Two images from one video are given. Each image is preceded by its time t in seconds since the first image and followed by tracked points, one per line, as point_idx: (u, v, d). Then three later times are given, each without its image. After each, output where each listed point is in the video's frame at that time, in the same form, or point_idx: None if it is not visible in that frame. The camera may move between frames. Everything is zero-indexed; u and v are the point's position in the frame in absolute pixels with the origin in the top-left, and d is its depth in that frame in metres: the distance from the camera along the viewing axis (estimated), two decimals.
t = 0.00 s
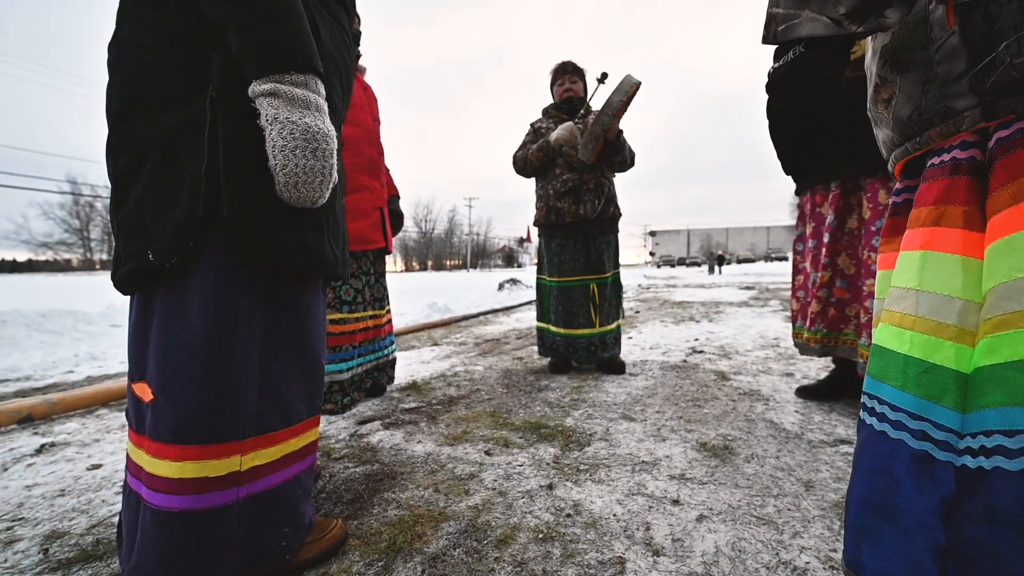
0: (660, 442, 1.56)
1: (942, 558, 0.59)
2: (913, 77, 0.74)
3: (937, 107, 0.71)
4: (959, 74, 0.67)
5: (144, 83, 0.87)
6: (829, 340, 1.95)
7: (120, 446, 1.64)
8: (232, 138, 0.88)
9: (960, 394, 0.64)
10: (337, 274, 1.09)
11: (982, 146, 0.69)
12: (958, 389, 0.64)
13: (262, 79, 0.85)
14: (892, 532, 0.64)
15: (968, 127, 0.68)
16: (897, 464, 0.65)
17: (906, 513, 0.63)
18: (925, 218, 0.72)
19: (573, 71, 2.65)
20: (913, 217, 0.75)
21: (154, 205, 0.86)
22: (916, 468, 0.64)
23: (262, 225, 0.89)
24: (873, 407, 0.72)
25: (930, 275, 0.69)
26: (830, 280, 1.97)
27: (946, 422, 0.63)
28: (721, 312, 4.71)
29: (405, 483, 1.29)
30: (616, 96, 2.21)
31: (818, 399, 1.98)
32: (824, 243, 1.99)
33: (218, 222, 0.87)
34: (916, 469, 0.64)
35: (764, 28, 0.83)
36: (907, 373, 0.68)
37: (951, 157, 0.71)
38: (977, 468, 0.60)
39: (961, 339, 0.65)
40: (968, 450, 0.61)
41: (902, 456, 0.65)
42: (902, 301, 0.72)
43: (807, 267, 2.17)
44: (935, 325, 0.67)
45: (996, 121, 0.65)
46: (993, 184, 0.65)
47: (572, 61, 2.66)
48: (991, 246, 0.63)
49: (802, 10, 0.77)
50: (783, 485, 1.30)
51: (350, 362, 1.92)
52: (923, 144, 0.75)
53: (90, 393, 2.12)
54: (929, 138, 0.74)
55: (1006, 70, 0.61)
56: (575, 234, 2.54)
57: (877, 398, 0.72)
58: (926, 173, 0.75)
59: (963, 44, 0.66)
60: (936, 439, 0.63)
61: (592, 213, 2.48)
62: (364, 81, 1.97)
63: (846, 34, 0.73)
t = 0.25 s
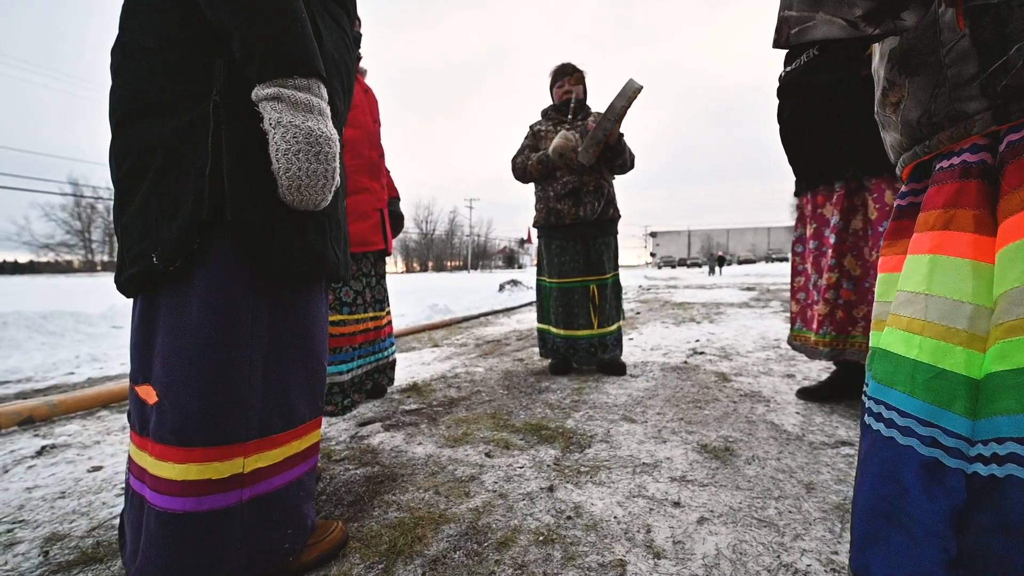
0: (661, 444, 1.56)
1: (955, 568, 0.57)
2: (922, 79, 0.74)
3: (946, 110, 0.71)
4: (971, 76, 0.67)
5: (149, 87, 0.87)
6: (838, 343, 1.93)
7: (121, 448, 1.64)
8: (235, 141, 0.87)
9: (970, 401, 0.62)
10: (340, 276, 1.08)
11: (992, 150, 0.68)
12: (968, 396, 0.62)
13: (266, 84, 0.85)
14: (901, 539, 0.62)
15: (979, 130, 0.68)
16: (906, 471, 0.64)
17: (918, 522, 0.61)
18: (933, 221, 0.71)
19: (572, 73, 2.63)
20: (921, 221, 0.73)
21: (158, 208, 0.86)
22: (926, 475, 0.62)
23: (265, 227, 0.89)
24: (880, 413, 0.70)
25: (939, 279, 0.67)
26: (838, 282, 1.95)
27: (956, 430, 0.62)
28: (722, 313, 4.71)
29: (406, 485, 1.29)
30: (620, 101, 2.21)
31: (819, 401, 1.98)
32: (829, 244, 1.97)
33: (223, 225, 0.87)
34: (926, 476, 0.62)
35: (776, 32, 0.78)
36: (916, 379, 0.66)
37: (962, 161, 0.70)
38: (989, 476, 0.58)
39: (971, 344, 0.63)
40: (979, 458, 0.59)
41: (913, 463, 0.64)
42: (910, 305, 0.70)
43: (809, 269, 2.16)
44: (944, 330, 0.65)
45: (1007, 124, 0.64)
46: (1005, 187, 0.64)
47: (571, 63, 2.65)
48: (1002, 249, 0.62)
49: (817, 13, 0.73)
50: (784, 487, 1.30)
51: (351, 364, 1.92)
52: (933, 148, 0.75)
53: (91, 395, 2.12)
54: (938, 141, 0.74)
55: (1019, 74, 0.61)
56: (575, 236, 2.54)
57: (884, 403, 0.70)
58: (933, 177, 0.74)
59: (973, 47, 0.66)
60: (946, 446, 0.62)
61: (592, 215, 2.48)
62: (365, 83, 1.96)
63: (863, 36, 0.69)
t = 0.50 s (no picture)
0: (662, 447, 1.56)
1: None
2: (931, 86, 0.73)
3: (956, 117, 0.70)
4: (981, 83, 0.67)
5: (151, 92, 0.87)
6: (846, 346, 1.90)
7: (120, 452, 1.64)
8: (238, 147, 0.87)
9: (980, 410, 0.61)
10: (342, 279, 1.08)
11: (1003, 156, 0.67)
12: (978, 405, 0.61)
13: (269, 89, 0.85)
14: (907, 549, 0.61)
15: (990, 136, 0.68)
16: (913, 480, 0.63)
17: (924, 532, 0.60)
18: (942, 227, 0.70)
19: (573, 77, 2.62)
20: (929, 226, 0.73)
21: (161, 213, 0.86)
22: (935, 485, 0.61)
23: (268, 232, 0.89)
24: (886, 421, 0.69)
25: (949, 286, 0.66)
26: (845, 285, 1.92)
27: (966, 439, 0.60)
28: (722, 315, 4.71)
29: (406, 489, 1.28)
30: (621, 110, 2.20)
31: (820, 404, 1.98)
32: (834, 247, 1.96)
33: (226, 230, 0.87)
34: (935, 486, 0.61)
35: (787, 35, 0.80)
36: (924, 386, 0.65)
37: (971, 167, 0.69)
38: (1004, 488, 0.57)
39: (981, 352, 0.62)
40: (991, 469, 0.58)
41: (921, 473, 0.62)
42: (918, 312, 0.69)
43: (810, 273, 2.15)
44: (955, 338, 0.64)
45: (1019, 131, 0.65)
46: (1017, 194, 0.63)
47: (571, 66, 2.64)
48: (1014, 258, 0.61)
49: (830, 17, 0.74)
50: (785, 490, 1.30)
51: (351, 366, 1.92)
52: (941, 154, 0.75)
53: (91, 398, 2.12)
54: (949, 148, 0.73)
55: None
56: (575, 239, 2.54)
57: (891, 411, 0.69)
58: (942, 183, 0.74)
59: (984, 55, 0.66)
60: (955, 455, 0.61)
61: (592, 218, 2.48)
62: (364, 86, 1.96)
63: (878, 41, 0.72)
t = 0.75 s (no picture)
0: (662, 450, 1.56)
1: None
2: (940, 95, 0.74)
3: (966, 128, 0.71)
4: (992, 93, 0.67)
5: (153, 98, 0.86)
6: (854, 349, 1.89)
7: (118, 456, 1.63)
8: (241, 152, 0.87)
9: (988, 423, 0.60)
10: (346, 283, 1.08)
11: (1012, 167, 0.67)
12: (986, 418, 0.60)
13: (272, 96, 0.85)
14: (912, 563, 0.60)
15: (1001, 148, 0.68)
16: (919, 493, 0.62)
17: (930, 545, 0.59)
18: (949, 236, 0.70)
19: (573, 81, 2.63)
20: (936, 235, 0.72)
21: (163, 218, 0.85)
22: (941, 497, 0.60)
23: (272, 237, 0.89)
24: (891, 431, 0.68)
25: (956, 297, 0.66)
26: (849, 288, 1.93)
27: (974, 452, 0.60)
28: (722, 317, 4.71)
29: (405, 493, 1.28)
30: (621, 118, 2.20)
31: (821, 406, 1.98)
32: (838, 249, 1.96)
33: (230, 236, 0.87)
34: (942, 500, 0.60)
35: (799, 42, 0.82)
36: (931, 398, 0.65)
37: (980, 176, 0.69)
38: (1012, 503, 0.56)
39: (989, 364, 0.62)
40: (999, 483, 0.57)
41: (927, 485, 0.61)
42: (925, 322, 0.68)
43: (810, 276, 2.15)
44: (962, 350, 0.63)
45: None
46: None
47: (571, 71, 2.65)
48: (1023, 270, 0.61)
49: (844, 26, 0.76)
50: (786, 493, 1.30)
51: (350, 369, 1.91)
52: (949, 164, 0.75)
53: (90, 402, 2.11)
54: (956, 157, 0.73)
55: None
56: (575, 242, 2.54)
57: (896, 421, 0.68)
58: (948, 191, 0.74)
59: (995, 64, 0.66)
60: (963, 468, 0.60)
61: (592, 222, 2.48)
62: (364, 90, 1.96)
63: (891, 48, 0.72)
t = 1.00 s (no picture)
0: (663, 452, 1.55)
1: None
2: (946, 107, 0.74)
3: (973, 140, 0.70)
4: (999, 106, 0.66)
5: (156, 105, 0.86)
6: (857, 352, 1.89)
7: (117, 460, 1.63)
8: (245, 158, 0.86)
9: (992, 437, 0.60)
10: (350, 286, 1.07)
11: (1018, 180, 0.67)
12: (989, 432, 0.60)
13: (275, 101, 0.85)
14: None
15: (1008, 160, 0.66)
16: (922, 506, 0.62)
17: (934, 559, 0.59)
18: (953, 248, 0.70)
19: (573, 85, 2.62)
20: (940, 246, 0.72)
21: (168, 225, 0.85)
22: (945, 511, 0.60)
23: (277, 242, 0.88)
24: (893, 443, 0.68)
25: (960, 309, 0.66)
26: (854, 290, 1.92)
27: (978, 466, 0.60)
28: (722, 318, 4.71)
29: (405, 496, 1.28)
30: (621, 125, 2.20)
31: (821, 408, 1.98)
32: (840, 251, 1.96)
33: (234, 241, 0.86)
34: (946, 513, 0.60)
35: (809, 53, 0.76)
36: (934, 410, 0.64)
37: (986, 188, 0.69)
38: (1017, 518, 0.55)
39: (993, 377, 0.62)
40: (1003, 497, 0.57)
41: (930, 498, 0.61)
42: (929, 333, 0.68)
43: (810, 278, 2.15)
44: (965, 363, 0.63)
45: None
46: None
47: (572, 74, 2.65)
48: None
49: (859, 35, 0.70)
50: (786, 495, 1.30)
51: (349, 372, 1.91)
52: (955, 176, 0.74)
53: (89, 404, 2.11)
54: (962, 170, 0.73)
55: None
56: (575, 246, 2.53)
57: (898, 433, 0.68)
58: (953, 203, 0.73)
59: (1002, 77, 0.65)
60: (966, 482, 0.60)
61: (592, 225, 2.48)
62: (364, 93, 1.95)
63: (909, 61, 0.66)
